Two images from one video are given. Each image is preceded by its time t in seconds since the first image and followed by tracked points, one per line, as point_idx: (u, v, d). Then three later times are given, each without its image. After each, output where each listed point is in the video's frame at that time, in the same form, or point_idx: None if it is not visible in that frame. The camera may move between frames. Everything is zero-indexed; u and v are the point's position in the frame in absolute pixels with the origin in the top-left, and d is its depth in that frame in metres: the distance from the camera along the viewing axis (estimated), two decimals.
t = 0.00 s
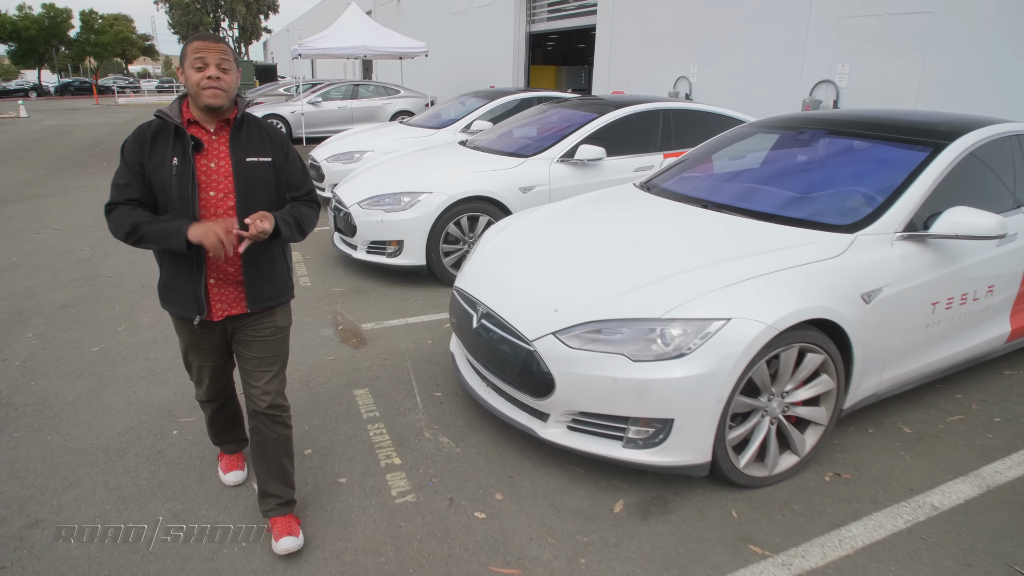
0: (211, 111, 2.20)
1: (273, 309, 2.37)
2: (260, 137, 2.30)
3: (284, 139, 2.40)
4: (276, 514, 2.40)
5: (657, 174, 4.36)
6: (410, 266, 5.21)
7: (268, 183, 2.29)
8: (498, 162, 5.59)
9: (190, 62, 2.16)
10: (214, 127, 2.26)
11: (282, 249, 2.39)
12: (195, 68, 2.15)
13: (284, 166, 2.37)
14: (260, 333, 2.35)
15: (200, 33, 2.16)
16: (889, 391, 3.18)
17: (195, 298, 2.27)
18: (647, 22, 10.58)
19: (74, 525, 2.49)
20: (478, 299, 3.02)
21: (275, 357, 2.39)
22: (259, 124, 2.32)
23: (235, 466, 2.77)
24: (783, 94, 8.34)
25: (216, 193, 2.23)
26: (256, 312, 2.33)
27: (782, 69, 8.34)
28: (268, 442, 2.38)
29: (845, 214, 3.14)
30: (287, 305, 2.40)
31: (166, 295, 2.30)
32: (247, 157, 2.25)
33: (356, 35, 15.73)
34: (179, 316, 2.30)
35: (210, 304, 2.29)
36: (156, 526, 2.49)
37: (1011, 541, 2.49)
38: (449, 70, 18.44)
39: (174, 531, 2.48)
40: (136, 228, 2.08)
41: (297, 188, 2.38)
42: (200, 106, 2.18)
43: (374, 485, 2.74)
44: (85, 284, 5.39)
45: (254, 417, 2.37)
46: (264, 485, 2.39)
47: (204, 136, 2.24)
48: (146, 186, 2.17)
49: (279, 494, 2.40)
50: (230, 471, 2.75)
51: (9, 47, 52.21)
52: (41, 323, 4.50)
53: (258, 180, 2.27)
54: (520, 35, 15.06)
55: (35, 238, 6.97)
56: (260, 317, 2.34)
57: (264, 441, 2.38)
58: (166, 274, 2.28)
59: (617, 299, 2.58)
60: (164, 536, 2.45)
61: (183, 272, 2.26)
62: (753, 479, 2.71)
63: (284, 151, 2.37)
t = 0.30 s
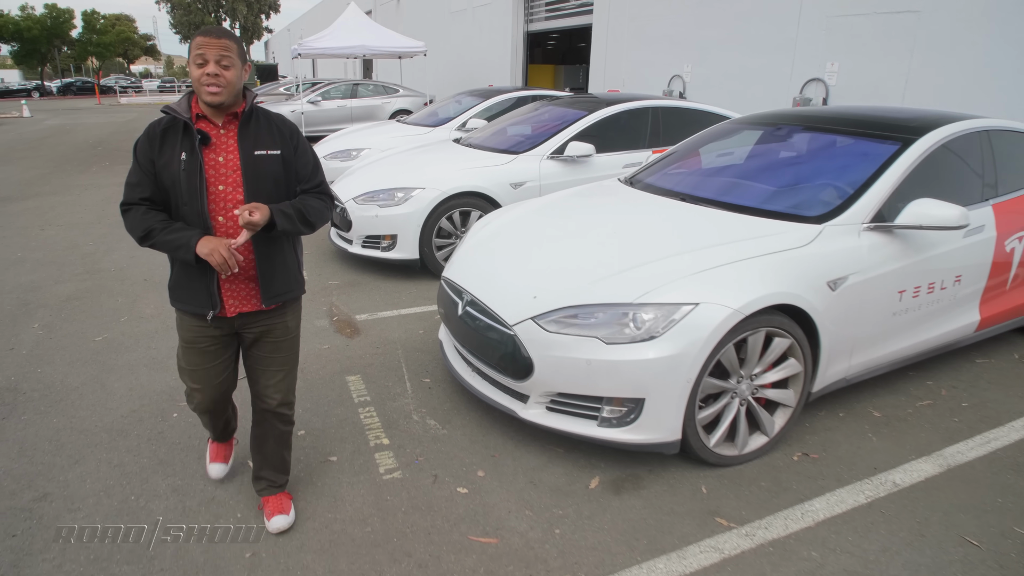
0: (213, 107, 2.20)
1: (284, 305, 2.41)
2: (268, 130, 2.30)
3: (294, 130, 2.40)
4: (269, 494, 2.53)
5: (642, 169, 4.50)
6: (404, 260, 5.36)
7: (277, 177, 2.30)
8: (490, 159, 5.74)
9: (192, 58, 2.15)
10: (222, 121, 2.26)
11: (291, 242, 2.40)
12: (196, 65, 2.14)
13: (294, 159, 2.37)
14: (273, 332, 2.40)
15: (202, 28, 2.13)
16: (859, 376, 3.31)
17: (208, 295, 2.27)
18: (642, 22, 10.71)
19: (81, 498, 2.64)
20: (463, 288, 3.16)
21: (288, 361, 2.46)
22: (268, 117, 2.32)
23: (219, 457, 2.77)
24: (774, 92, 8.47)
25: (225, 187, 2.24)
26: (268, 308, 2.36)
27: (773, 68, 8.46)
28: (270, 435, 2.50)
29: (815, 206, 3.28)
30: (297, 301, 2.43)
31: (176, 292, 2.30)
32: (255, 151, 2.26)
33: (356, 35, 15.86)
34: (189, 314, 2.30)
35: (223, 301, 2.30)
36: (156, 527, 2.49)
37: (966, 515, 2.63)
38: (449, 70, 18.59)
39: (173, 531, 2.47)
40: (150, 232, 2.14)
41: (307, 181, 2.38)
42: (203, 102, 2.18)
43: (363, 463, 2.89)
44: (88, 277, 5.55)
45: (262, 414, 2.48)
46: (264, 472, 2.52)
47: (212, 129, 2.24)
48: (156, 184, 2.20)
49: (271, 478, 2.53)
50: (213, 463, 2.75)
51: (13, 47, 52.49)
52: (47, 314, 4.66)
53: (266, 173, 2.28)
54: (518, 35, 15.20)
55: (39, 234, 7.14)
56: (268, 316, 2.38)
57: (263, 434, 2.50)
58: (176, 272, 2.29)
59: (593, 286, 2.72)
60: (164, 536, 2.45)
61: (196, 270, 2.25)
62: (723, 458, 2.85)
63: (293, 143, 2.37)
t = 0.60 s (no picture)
0: (218, 106, 2.22)
1: (289, 304, 2.45)
2: (272, 130, 2.35)
3: (297, 130, 2.44)
4: (265, 473, 2.66)
5: (630, 167, 4.64)
6: (400, 255, 5.51)
7: (283, 176, 2.35)
8: (484, 157, 5.88)
9: (193, 60, 2.18)
10: (226, 121, 2.29)
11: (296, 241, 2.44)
12: (197, 66, 2.17)
13: (298, 157, 2.42)
14: (278, 332, 2.45)
15: (200, 29, 2.16)
16: (833, 364, 3.44)
17: (215, 296, 2.26)
18: (638, 23, 10.84)
19: (88, 477, 2.79)
20: (453, 280, 3.31)
21: (292, 357, 2.56)
22: (272, 117, 2.36)
23: (217, 540, 2.31)
24: (766, 92, 8.60)
25: (232, 187, 2.27)
26: (273, 306, 2.39)
27: (765, 68, 8.59)
28: (266, 423, 2.62)
29: (790, 201, 3.42)
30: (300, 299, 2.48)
31: (181, 295, 2.27)
32: (261, 150, 2.30)
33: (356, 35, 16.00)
34: (195, 316, 2.28)
35: (230, 301, 2.30)
36: (156, 527, 2.50)
37: (928, 495, 2.76)
38: (449, 70, 18.74)
39: (173, 531, 2.48)
40: (157, 235, 2.14)
41: (311, 179, 2.43)
42: (207, 103, 2.21)
43: (356, 446, 3.03)
44: (93, 273, 5.71)
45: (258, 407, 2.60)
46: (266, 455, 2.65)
47: (217, 130, 2.27)
48: (161, 187, 2.20)
49: (270, 458, 2.66)
50: (209, 547, 2.29)
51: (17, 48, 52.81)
52: (53, 308, 4.82)
53: (271, 172, 2.32)
54: (517, 36, 15.34)
55: (45, 232, 7.30)
56: (276, 315, 2.42)
57: (261, 422, 2.62)
58: (181, 274, 2.26)
59: (574, 277, 2.86)
60: (164, 536, 2.46)
61: (202, 271, 2.24)
62: (699, 442, 2.98)
63: (296, 142, 2.42)
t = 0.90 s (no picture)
0: (216, 112, 2.25)
1: (289, 308, 2.52)
2: (270, 136, 2.39)
3: (294, 135, 2.49)
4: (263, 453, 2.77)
5: (619, 164, 4.79)
6: (397, 250, 5.65)
7: (282, 181, 2.40)
8: (479, 155, 6.03)
9: (192, 66, 2.21)
10: (224, 128, 2.33)
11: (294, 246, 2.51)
12: (196, 71, 2.21)
13: (295, 162, 2.47)
14: (281, 333, 2.53)
15: (198, 34, 2.20)
16: (810, 352, 3.58)
17: (220, 303, 2.29)
18: (633, 23, 10.97)
19: (96, 456, 2.94)
20: (444, 270, 3.45)
21: (291, 355, 2.66)
22: (268, 123, 2.42)
23: (243, 547, 2.29)
24: (759, 91, 8.73)
25: (234, 194, 2.31)
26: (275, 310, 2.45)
27: (758, 67, 8.72)
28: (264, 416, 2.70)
29: (769, 195, 3.56)
30: (299, 302, 2.56)
31: (181, 303, 2.28)
32: (261, 156, 2.34)
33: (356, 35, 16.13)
34: (198, 325, 2.29)
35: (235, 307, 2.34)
36: (156, 526, 2.49)
37: (894, 473, 2.91)
38: (448, 69, 18.87)
39: (173, 531, 2.47)
40: (158, 243, 2.15)
41: (309, 183, 2.48)
42: (204, 108, 2.24)
43: (351, 428, 3.18)
44: (98, 267, 5.85)
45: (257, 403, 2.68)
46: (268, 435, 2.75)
47: (215, 136, 2.30)
48: (158, 194, 2.21)
49: (271, 439, 2.76)
50: (236, 554, 2.26)
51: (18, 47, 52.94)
52: (60, 300, 4.97)
53: (271, 178, 2.37)
54: (516, 35, 15.47)
55: (49, 228, 7.45)
56: (279, 318, 2.50)
57: (260, 415, 2.70)
58: (181, 282, 2.26)
59: (558, 266, 3.00)
60: (164, 536, 2.45)
61: (206, 279, 2.26)
62: (679, 424, 3.12)
63: (293, 147, 2.47)
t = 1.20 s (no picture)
0: (212, 108, 2.23)
1: (285, 309, 2.47)
2: (265, 134, 2.37)
3: (287, 136, 2.48)
4: (275, 432, 2.82)
5: (608, 160, 4.95)
6: (394, 245, 5.81)
7: (277, 180, 2.37)
8: (473, 152, 6.19)
9: (189, 57, 2.17)
10: (219, 124, 2.30)
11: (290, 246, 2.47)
12: (195, 64, 2.17)
13: (289, 162, 2.44)
14: (280, 336, 2.48)
15: (199, 27, 2.17)
16: (788, 339, 3.73)
17: (213, 304, 2.25)
18: (628, 23, 11.14)
19: (105, 436, 3.09)
20: (437, 261, 3.61)
21: (301, 362, 2.62)
22: (262, 121, 2.39)
23: (250, 532, 2.38)
24: (750, 90, 8.89)
25: (229, 192, 2.27)
26: (270, 312, 2.42)
27: (749, 67, 8.88)
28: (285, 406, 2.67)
29: (748, 189, 3.72)
30: (296, 303, 2.51)
31: (172, 304, 2.24)
32: (256, 155, 2.31)
33: (355, 36, 16.30)
34: (190, 326, 2.26)
35: (230, 309, 2.31)
36: (156, 527, 2.49)
37: (863, 451, 3.06)
38: (446, 70, 19.04)
39: (173, 531, 2.47)
40: (147, 240, 2.10)
41: (302, 184, 2.46)
42: (201, 103, 2.21)
43: (348, 410, 3.34)
44: (102, 262, 6.01)
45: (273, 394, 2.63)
46: (282, 421, 2.75)
47: (209, 133, 2.27)
48: (148, 190, 2.16)
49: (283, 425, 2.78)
50: (244, 538, 2.36)
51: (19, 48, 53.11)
52: (66, 293, 5.12)
53: (267, 177, 2.34)
54: (513, 35, 15.63)
55: (54, 224, 7.61)
56: (277, 320, 2.45)
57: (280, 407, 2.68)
58: (172, 282, 2.23)
59: (544, 256, 3.15)
60: (164, 536, 2.45)
61: (198, 278, 2.23)
62: (660, 406, 3.28)
63: (287, 146, 2.45)
